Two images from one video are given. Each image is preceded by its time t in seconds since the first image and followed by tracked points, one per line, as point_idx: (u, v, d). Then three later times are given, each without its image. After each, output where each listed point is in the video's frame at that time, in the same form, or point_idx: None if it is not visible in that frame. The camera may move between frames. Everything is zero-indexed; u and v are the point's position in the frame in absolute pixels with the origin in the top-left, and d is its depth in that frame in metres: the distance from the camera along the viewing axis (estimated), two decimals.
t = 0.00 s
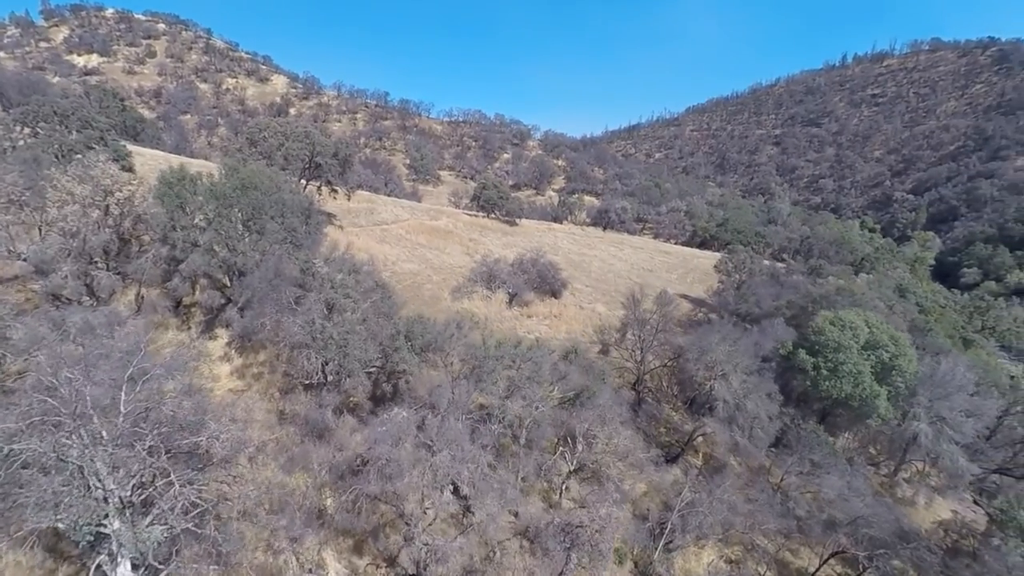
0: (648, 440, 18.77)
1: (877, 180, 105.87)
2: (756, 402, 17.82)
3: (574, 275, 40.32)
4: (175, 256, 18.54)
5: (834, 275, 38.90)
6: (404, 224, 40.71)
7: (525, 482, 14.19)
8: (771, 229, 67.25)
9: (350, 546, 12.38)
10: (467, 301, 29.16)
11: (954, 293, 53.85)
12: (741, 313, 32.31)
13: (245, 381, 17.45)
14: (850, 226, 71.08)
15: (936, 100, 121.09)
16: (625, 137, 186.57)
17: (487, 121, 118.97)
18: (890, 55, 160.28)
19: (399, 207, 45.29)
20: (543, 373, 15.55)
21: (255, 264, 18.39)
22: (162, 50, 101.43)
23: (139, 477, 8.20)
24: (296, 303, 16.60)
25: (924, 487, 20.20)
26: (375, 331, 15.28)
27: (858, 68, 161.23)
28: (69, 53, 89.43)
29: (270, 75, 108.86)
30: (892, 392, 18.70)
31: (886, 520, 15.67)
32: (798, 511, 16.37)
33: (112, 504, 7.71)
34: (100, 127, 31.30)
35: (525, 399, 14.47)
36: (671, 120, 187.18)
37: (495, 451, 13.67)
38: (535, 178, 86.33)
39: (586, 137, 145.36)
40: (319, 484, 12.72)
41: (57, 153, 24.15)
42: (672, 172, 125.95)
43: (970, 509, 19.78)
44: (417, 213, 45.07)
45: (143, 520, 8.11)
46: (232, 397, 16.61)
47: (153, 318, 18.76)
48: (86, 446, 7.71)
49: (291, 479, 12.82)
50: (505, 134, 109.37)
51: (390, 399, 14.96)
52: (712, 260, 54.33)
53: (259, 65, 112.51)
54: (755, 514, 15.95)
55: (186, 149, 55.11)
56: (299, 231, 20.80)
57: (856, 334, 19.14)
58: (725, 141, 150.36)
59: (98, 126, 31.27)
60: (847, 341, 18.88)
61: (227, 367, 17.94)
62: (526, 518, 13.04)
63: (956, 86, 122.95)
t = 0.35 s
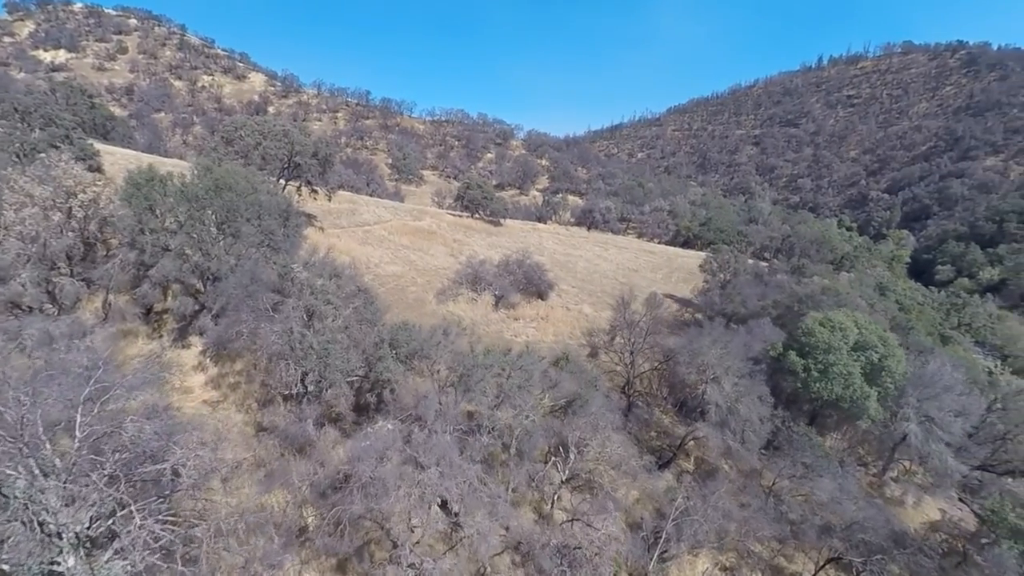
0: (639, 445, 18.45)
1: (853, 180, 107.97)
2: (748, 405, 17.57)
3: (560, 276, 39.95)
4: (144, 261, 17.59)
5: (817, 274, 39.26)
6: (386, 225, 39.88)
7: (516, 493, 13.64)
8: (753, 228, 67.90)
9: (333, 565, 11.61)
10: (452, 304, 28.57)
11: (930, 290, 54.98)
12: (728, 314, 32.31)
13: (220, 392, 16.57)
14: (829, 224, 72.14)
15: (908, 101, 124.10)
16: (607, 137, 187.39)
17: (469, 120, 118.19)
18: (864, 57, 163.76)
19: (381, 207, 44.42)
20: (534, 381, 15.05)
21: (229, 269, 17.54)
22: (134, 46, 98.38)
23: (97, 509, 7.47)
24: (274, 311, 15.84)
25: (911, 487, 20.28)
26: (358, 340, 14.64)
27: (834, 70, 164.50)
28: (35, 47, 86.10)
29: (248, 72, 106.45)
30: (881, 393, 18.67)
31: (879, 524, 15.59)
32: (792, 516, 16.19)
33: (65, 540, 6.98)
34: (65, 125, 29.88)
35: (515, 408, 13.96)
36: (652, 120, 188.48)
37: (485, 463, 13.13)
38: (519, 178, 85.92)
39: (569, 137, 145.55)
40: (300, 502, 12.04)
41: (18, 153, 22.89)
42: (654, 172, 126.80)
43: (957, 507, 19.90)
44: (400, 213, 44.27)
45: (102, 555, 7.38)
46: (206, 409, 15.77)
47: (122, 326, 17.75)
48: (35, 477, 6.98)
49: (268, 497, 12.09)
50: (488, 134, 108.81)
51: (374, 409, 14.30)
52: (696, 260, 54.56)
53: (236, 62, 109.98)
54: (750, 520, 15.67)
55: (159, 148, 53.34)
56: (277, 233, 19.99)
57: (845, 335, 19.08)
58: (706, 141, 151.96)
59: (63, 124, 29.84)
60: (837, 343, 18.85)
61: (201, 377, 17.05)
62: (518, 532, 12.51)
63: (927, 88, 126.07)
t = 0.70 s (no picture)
0: (629, 451, 18.13)
1: (827, 179, 110.26)
2: (740, 408, 17.26)
3: (544, 277, 39.53)
4: (106, 267, 16.50)
5: (797, 273, 39.69)
6: (366, 226, 38.92)
7: (505, 505, 13.17)
8: (732, 228, 68.59)
9: None
10: (435, 308, 27.90)
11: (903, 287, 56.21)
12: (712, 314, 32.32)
13: (192, 405, 15.68)
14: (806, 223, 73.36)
15: (878, 103, 127.38)
16: (587, 137, 188.12)
17: (449, 120, 117.18)
18: (835, 59, 167.48)
19: (361, 208, 43.43)
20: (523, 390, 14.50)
21: (199, 275, 16.60)
22: (100, 42, 94.83)
23: (38, 553, 6.59)
24: (247, 320, 14.99)
25: (896, 485, 20.37)
26: (337, 350, 13.88)
27: (807, 71, 167.97)
28: None
29: (221, 70, 103.66)
30: (870, 393, 18.61)
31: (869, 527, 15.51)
32: (783, 519, 16.03)
33: None
34: (22, 123, 28.26)
35: (504, 419, 13.38)
36: (631, 120, 189.81)
37: (474, 476, 12.57)
38: (500, 178, 85.36)
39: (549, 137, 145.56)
40: (277, 522, 11.36)
41: None
42: (634, 172, 127.58)
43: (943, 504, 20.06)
44: (380, 214, 43.34)
45: None
46: (176, 424, 14.92)
47: (83, 337, 16.66)
48: None
49: (242, 520, 11.49)
50: (468, 134, 108.07)
51: (355, 423, 13.60)
52: (678, 259, 54.76)
53: (209, 60, 107.00)
54: (744, 527, 15.33)
55: (126, 148, 51.29)
56: (251, 237, 19.06)
57: (833, 336, 19.02)
58: (685, 141, 153.65)
59: (20, 122, 28.23)
60: (824, 343, 18.79)
61: (171, 389, 16.13)
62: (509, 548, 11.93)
63: (896, 90, 129.46)
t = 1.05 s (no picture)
0: (618, 455, 17.86)
1: (801, 178, 112.54)
2: (730, 411, 17.07)
3: (527, 278, 39.12)
4: (63, 274, 15.44)
5: (777, 271, 40.14)
6: (344, 227, 37.95)
7: (494, 517, 12.73)
8: (711, 226, 69.30)
9: None
10: (417, 311, 27.22)
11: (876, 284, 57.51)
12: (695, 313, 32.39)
13: (159, 419, 14.76)
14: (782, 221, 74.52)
15: (848, 104, 130.59)
16: (567, 136, 188.62)
17: (428, 119, 115.94)
18: (807, 60, 171.14)
19: (338, 209, 42.39)
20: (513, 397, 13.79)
21: (166, 281, 15.65)
22: (61, 36, 90.92)
23: None
24: (218, 329, 14.13)
25: (882, 483, 20.50)
26: (315, 359, 13.11)
27: (779, 73, 171.36)
28: None
29: (191, 66, 100.55)
30: (856, 392, 18.65)
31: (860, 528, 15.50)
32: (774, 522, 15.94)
33: None
34: None
35: (493, 430, 12.80)
36: (610, 120, 190.95)
37: (462, 490, 12.06)
38: (480, 178, 84.74)
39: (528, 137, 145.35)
40: (253, 546, 10.79)
41: None
42: (613, 171, 128.23)
43: (925, 500, 20.33)
44: (359, 215, 42.35)
45: None
46: (142, 441, 14.00)
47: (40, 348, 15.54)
48: None
49: (214, 544, 10.91)
50: (448, 133, 107.04)
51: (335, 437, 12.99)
52: (659, 258, 54.99)
53: (177, 56, 103.66)
54: (737, 532, 15.17)
55: (89, 146, 49.10)
56: (221, 240, 18.17)
57: (819, 336, 19.00)
58: (662, 141, 155.18)
59: None
60: (811, 343, 18.77)
61: (137, 403, 15.17)
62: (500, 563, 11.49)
63: (865, 91, 132.88)
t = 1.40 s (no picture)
0: (609, 461, 17.51)
1: (776, 177, 114.51)
2: (722, 415, 16.83)
3: (511, 280, 38.62)
4: (18, 283, 14.33)
5: (758, 270, 40.46)
6: (323, 229, 36.92)
7: (484, 533, 12.22)
8: (691, 226, 69.86)
9: None
10: (400, 315, 26.47)
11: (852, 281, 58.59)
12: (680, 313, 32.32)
13: (125, 436, 13.78)
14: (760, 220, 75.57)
15: (820, 105, 133.45)
16: (547, 136, 188.76)
17: (407, 118, 114.58)
18: (780, 62, 174.40)
19: (317, 209, 41.28)
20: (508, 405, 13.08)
21: (131, 289, 14.65)
22: (21, 30, 86.97)
23: None
24: (188, 339, 13.22)
25: (869, 482, 20.60)
26: (293, 371, 12.44)
27: (754, 74, 174.29)
28: None
29: (160, 63, 97.31)
30: (844, 392, 18.63)
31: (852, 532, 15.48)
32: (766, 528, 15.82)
33: None
34: None
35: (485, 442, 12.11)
36: (590, 120, 191.73)
37: (451, 508, 11.52)
38: (461, 178, 83.87)
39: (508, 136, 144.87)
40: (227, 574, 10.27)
41: None
42: (594, 170, 128.61)
43: (911, 497, 20.54)
44: (338, 216, 41.31)
45: None
46: (107, 459, 13.02)
47: None
48: None
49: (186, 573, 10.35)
50: (427, 132, 105.87)
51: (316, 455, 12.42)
52: (641, 258, 55.09)
53: (146, 52, 100.20)
54: (732, 538, 14.95)
55: (51, 145, 46.89)
56: (191, 245, 17.23)
57: (807, 337, 18.96)
58: (642, 141, 156.35)
59: None
60: (799, 344, 18.70)
61: (101, 419, 14.15)
62: None
63: (836, 93, 135.92)
